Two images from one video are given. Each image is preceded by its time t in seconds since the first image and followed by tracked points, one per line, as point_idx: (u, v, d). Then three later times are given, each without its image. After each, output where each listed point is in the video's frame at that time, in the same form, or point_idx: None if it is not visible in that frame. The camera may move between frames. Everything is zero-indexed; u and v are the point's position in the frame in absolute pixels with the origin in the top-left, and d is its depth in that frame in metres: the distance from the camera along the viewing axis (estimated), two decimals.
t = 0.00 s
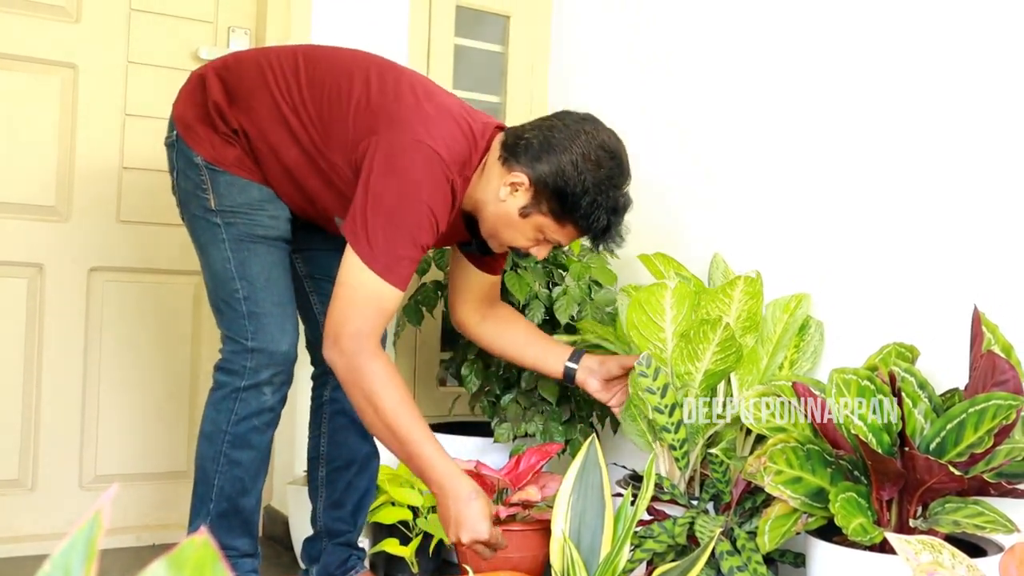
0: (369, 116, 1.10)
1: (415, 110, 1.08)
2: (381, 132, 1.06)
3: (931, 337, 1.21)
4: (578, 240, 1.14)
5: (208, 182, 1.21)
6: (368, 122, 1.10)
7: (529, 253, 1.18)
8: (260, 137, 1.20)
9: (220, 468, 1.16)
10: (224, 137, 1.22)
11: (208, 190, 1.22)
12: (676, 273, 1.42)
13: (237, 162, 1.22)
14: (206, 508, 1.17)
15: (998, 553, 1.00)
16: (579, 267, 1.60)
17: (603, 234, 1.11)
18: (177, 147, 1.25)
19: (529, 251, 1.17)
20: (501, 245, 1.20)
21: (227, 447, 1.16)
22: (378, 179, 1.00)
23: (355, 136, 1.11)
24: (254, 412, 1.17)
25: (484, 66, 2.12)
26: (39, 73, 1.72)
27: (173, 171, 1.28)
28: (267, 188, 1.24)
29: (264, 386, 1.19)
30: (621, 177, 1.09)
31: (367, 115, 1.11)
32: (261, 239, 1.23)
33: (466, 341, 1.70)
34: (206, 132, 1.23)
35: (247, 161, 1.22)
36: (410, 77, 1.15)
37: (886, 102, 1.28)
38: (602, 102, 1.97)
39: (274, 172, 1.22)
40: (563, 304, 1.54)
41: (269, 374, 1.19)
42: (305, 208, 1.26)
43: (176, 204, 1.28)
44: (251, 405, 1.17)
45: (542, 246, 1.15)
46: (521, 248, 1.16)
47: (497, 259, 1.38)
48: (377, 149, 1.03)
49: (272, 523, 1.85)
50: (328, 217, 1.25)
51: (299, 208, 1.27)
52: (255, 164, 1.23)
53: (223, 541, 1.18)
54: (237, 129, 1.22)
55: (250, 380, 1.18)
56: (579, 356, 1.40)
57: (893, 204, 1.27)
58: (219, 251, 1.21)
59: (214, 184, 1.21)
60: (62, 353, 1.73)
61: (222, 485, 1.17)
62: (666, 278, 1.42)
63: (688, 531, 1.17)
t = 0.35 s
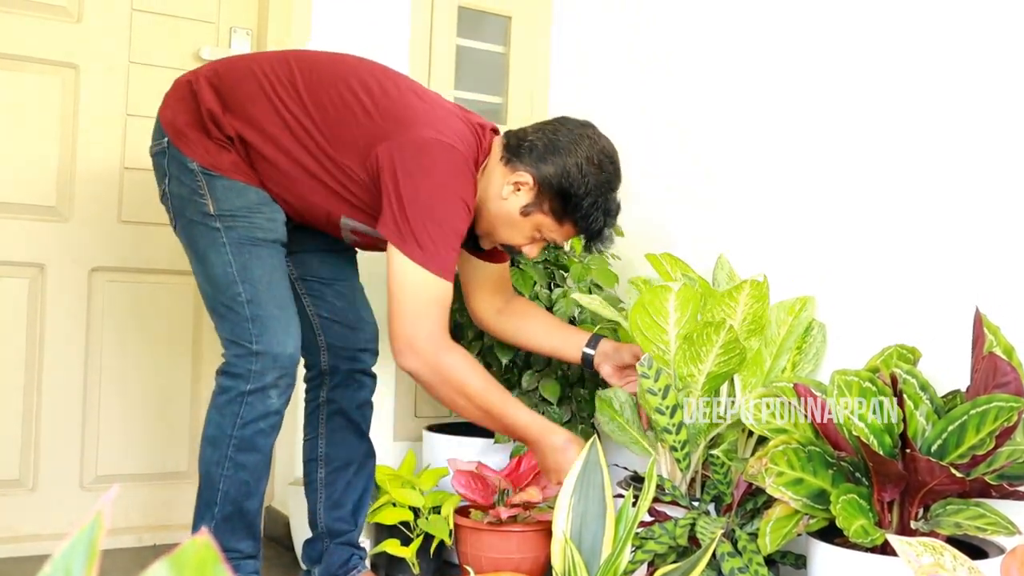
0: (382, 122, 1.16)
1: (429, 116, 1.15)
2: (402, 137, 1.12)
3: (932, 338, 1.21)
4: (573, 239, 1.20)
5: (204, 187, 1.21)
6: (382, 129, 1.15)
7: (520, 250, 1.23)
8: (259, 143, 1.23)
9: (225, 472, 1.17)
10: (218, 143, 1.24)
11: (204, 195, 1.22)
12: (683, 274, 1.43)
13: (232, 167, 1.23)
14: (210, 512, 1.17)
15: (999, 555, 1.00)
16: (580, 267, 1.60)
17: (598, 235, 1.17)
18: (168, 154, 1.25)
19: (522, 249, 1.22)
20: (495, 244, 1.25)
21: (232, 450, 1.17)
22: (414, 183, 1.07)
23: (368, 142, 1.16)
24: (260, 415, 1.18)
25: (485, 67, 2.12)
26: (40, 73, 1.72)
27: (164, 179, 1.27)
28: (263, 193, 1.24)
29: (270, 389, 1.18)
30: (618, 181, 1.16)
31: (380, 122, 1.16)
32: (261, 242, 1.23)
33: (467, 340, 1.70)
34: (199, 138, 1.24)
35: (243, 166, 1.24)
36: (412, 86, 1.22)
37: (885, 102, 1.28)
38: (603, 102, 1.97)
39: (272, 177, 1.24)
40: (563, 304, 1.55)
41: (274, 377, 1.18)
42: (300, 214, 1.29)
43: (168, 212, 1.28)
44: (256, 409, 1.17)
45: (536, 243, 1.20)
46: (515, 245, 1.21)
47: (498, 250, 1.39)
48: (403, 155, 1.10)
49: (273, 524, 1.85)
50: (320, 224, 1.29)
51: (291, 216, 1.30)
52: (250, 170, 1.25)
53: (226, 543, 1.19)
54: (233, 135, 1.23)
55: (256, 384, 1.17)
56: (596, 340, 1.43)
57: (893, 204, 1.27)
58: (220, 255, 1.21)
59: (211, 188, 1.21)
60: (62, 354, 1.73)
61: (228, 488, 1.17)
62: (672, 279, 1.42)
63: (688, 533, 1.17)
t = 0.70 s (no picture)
0: (394, 126, 1.19)
1: (440, 120, 1.19)
2: (420, 139, 1.16)
3: (932, 342, 1.21)
4: (570, 235, 1.28)
5: (209, 192, 1.21)
6: (394, 132, 1.18)
7: (517, 249, 1.31)
8: (264, 146, 1.24)
9: (230, 475, 1.17)
10: (221, 147, 1.24)
11: (209, 200, 1.22)
12: (678, 277, 1.42)
13: (236, 171, 1.23)
14: (214, 514, 1.17)
15: (998, 559, 1.00)
16: (579, 270, 1.60)
17: (593, 231, 1.27)
18: (169, 158, 1.25)
19: (520, 248, 1.30)
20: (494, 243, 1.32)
21: (239, 453, 1.17)
22: (441, 183, 1.11)
23: (381, 144, 1.19)
24: (268, 418, 1.18)
25: (485, 70, 2.12)
26: (41, 75, 1.72)
27: (164, 183, 1.27)
28: (265, 197, 1.25)
29: (280, 393, 1.19)
30: (611, 178, 1.26)
31: (392, 125, 1.19)
32: (267, 246, 1.23)
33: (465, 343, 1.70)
34: (201, 143, 1.24)
35: (246, 171, 1.25)
36: (415, 90, 1.26)
37: (883, 102, 1.29)
38: (603, 104, 1.97)
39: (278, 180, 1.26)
40: (558, 308, 1.55)
41: (284, 381, 1.19)
42: (304, 219, 1.31)
43: (169, 217, 1.28)
44: (265, 412, 1.18)
45: (534, 241, 1.29)
46: (514, 244, 1.29)
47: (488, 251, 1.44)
48: (424, 158, 1.14)
49: (272, 526, 1.84)
50: (322, 225, 1.31)
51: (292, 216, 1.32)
52: (253, 174, 1.26)
53: (229, 546, 1.19)
54: (236, 139, 1.24)
55: (265, 388, 1.17)
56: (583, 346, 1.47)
57: (892, 205, 1.27)
58: (227, 259, 1.21)
59: (216, 193, 1.22)
60: (62, 356, 1.73)
61: (233, 491, 1.17)
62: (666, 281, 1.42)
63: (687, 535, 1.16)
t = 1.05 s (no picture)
0: (396, 127, 1.20)
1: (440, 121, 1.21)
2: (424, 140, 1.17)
3: (930, 344, 1.21)
4: (568, 232, 1.29)
5: (207, 195, 1.21)
6: (397, 133, 1.19)
7: (517, 247, 1.31)
8: (263, 148, 1.24)
9: (228, 476, 1.17)
10: (220, 151, 1.24)
11: (207, 202, 1.22)
12: (681, 279, 1.42)
13: (235, 174, 1.23)
14: (212, 516, 1.17)
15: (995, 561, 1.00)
16: (577, 272, 1.60)
17: (592, 226, 1.27)
18: (167, 161, 1.25)
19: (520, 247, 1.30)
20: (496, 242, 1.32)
21: (237, 454, 1.17)
22: (449, 182, 1.13)
23: (383, 146, 1.20)
24: (265, 420, 1.18)
25: (483, 72, 2.12)
26: (41, 76, 1.73)
27: (162, 186, 1.27)
28: (264, 200, 1.25)
29: (277, 394, 1.19)
30: (608, 174, 1.26)
31: (394, 126, 1.20)
32: (264, 249, 1.23)
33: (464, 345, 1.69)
34: (200, 146, 1.23)
35: (244, 174, 1.24)
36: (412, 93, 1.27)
37: (889, 98, 1.28)
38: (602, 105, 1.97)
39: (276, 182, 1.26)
40: (559, 308, 1.55)
41: (281, 382, 1.19)
42: (304, 221, 1.31)
43: (167, 220, 1.28)
44: (262, 413, 1.18)
45: (534, 239, 1.29)
46: (513, 242, 1.30)
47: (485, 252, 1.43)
48: (430, 158, 1.15)
49: (270, 527, 1.84)
50: (321, 225, 1.32)
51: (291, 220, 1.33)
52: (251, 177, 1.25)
53: (227, 548, 1.19)
54: (235, 142, 1.24)
55: (262, 389, 1.17)
56: (597, 334, 1.46)
57: (892, 206, 1.27)
58: (223, 261, 1.21)
59: (213, 195, 1.22)
60: (60, 357, 1.73)
61: (231, 492, 1.17)
62: (670, 284, 1.42)
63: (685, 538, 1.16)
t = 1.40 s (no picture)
0: (399, 127, 1.21)
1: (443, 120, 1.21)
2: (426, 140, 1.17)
3: (926, 347, 1.21)
4: (572, 228, 1.29)
5: (208, 194, 1.21)
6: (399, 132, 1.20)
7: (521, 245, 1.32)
8: (264, 147, 1.24)
9: (224, 478, 1.17)
10: (221, 150, 1.23)
11: (207, 202, 1.22)
12: (676, 281, 1.43)
13: (236, 174, 1.23)
14: (207, 518, 1.17)
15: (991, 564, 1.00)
16: (574, 274, 1.60)
17: (596, 221, 1.27)
18: (168, 160, 1.25)
19: (524, 244, 1.31)
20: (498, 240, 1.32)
21: (232, 457, 1.16)
22: (450, 181, 1.13)
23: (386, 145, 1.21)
24: (260, 422, 1.18)
25: (480, 75, 2.13)
26: (37, 79, 1.72)
27: (162, 184, 1.27)
28: (264, 200, 1.25)
29: (272, 396, 1.18)
30: (611, 168, 1.26)
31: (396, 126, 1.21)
32: (264, 250, 1.23)
33: (461, 347, 1.70)
34: (201, 145, 1.23)
35: (246, 173, 1.24)
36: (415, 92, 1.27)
37: (886, 100, 1.28)
38: (600, 108, 1.97)
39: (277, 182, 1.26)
40: (557, 312, 1.56)
41: (277, 384, 1.19)
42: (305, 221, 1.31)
43: (167, 218, 1.27)
44: (258, 415, 1.17)
45: (538, 236, 1.30)
46: (518, 239, 1.30)
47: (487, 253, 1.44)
48: (432, 157, 1.15)
49: (266, 530, 1.84)
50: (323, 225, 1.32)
51: (288, 220, 1.33)
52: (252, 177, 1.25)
53: (222, 550, 1.18)
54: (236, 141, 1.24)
55: (257, 391, 1.17)
56: (593, 338, 1.46)
57: (893, 204, 1.26)
58: (222, 262, 1.21)
59: (214, 195, 1.21)
60: (55, 360, 1.73)
61: (226, 495, 1.17)
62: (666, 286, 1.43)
63: (682, 540, 1.16)
